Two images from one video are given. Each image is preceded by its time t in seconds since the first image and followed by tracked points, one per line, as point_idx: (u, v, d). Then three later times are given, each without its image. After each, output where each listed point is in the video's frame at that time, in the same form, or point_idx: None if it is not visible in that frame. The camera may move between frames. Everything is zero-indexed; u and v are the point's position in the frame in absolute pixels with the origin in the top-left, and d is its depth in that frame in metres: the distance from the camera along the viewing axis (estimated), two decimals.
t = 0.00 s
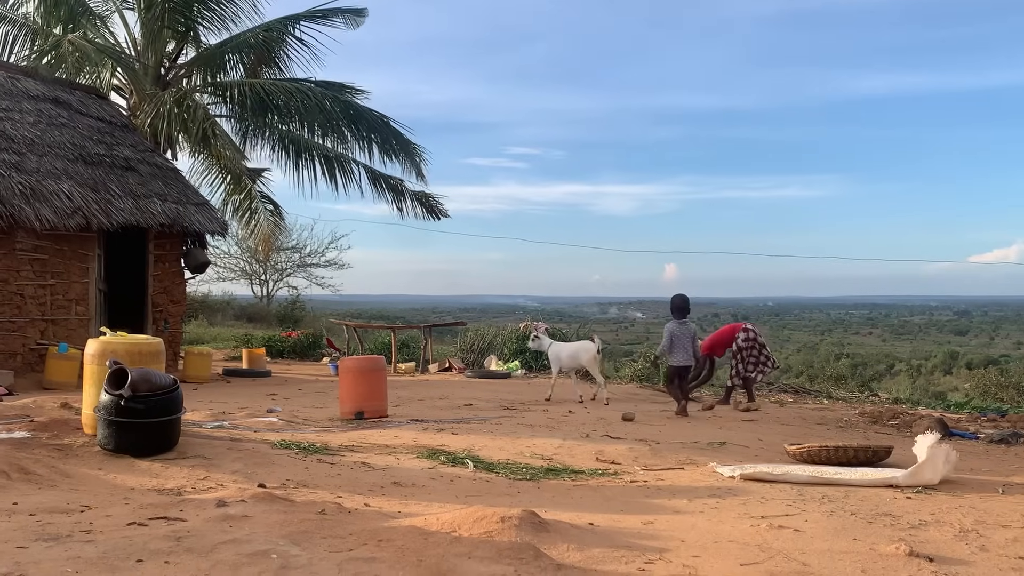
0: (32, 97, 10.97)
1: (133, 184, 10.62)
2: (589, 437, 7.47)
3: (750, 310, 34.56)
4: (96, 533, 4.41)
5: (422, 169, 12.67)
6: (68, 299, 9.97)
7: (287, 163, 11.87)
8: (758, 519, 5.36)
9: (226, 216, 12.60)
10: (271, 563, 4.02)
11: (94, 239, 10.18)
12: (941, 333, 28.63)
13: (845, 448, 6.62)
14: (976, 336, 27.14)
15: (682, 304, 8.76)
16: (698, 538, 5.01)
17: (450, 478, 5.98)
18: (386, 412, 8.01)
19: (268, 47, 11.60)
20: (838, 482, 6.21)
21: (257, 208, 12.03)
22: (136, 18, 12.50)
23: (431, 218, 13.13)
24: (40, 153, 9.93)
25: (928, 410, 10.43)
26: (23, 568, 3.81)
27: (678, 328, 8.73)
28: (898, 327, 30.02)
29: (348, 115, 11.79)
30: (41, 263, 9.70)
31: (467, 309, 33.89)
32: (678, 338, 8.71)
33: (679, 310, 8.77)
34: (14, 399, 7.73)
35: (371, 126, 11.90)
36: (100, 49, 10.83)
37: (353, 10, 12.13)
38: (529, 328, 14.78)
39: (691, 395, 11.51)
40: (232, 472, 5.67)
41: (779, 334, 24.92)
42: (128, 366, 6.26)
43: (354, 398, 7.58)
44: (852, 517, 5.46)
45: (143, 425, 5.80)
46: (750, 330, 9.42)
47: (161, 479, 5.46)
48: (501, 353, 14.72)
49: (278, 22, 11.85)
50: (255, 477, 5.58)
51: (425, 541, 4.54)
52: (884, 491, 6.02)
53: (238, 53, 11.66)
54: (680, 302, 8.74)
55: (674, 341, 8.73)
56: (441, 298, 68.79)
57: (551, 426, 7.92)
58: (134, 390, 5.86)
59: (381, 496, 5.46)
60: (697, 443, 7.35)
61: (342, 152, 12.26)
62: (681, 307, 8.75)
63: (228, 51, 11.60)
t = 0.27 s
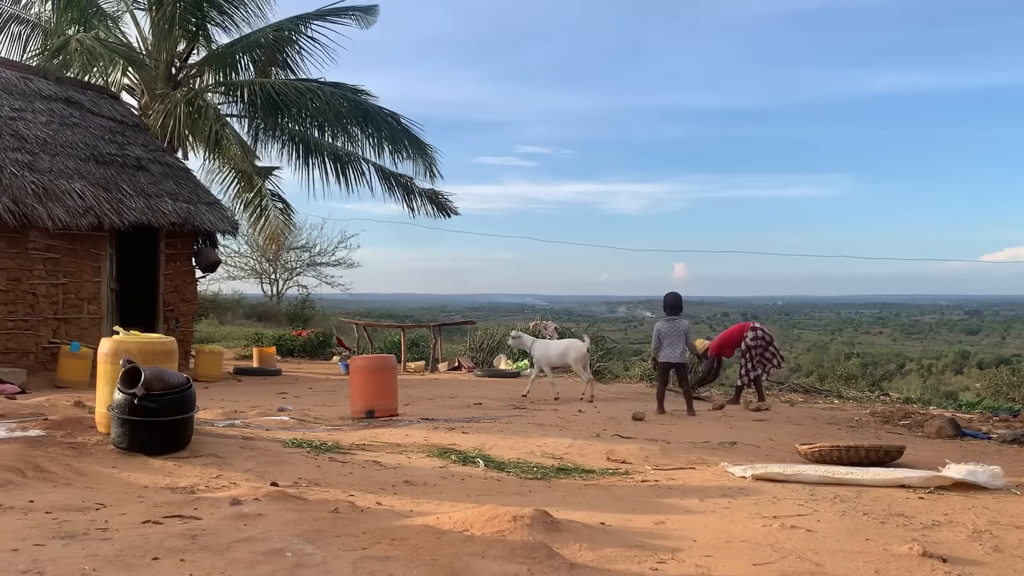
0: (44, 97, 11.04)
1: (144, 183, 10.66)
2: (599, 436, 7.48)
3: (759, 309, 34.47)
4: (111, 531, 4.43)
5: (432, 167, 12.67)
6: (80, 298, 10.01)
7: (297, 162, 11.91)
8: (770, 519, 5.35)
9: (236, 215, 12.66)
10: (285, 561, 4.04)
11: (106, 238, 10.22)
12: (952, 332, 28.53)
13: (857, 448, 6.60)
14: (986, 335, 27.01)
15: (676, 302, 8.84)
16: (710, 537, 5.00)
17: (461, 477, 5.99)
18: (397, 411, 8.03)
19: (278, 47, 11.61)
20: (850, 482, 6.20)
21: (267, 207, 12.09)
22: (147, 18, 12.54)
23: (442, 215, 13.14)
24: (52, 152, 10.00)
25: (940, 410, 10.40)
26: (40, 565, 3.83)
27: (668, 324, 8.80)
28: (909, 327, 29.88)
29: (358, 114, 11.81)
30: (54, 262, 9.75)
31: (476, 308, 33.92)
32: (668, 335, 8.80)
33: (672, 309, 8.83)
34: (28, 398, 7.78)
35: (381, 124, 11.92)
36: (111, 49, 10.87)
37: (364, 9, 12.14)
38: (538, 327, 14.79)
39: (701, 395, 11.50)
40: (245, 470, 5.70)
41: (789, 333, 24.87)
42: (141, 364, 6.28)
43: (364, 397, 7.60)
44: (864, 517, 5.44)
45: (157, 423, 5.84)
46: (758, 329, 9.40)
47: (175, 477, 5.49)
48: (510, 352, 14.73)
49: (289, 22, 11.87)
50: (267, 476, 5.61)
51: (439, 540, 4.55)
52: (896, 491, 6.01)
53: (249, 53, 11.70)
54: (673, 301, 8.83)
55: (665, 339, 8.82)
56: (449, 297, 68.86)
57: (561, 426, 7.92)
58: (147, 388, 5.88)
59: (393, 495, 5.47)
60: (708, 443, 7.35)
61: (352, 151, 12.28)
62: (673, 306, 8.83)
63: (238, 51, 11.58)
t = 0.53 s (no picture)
0: (60, 97, 11.13)
1: (159, 182, 10.71)
2: (614, 435, 7.47)
3: (772, 307, 34.36)
4: (131, 527, 4.47)
5: (444, 167, 12.68)
6: (96, 296, 10.07)
7: (310, 161, 11.95)
8: (786, 517, 5.34)
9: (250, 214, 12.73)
10: (303, 558, 4.05)
11: (121, 237, 10.28)
12: (966, 330, 28.37)
13: (873, 446, 6.57)
14: (1001, 334, 26.82)
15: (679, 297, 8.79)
16: (726, 536, 4.99)
17: (476, 474, 6.00)
18: (411, 409, 8.05)
19: (291, 46, 11.69)
20: (866, 480, 6.17)
21: (281, 205, 12.15)
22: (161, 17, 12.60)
23: (453, 215, 13.15)
24: (68, 152, 10.07)
25: (955, 408, 10.34)
26: (62, 561, 3.86)
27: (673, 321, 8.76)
28: (923, 325, 29.71)
29: (371, 113, 11.83)
30: (70, 261, 9.81)
31: (488, 307, 33.97)
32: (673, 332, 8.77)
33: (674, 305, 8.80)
34: (45, 395, 7.84)
35: (394, 124, 11.94)
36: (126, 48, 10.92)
37: (378, 7, 12.16)
38: (550, 325, 14.78)
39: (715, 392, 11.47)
40: (261, 467, 5.72)
41: (803, 331, 24.81)
42: (158, 362, 6.32)
43: (379, 395, 7.62)
44: (881, 516, 5.42)
45: (174, 421, 5.87)
46: (773, 328, 9.37)
47: (192, 474, 5.52)
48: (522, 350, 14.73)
49: (302, 21, 11.89)
50: (283, 473, 5.63)
51: (455, 537, 4.55)
52: (913, 490, 5.97)
53: (262, 52, 11.74)
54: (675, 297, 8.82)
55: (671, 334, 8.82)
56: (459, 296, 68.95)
57: (575, 423, 7.92)
58: (164, 386, 5.91)
59: (409, 492, 5.48)
60: (723, 441, 7.33)
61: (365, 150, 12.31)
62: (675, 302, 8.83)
63: (251, 51, 11.69)
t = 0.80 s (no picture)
0: (75, 96, 11.21)
1: (173, 181, 10.77)
2: (628, 432, 7.45)
3: (785, 304, 34.21)
4: (149, 523, 4.49)
5: (456, 165, 12.68)
6: (111, 294, 10.13)
7: (322, 159, 11.99)
8: (803, 514, 5.31)
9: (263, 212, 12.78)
10: (320, 554, 4.06)
11: (136, 236, 10.34)
12: (982, 327, 28.13)
13: (890, 443, 6.53)
14: (1016, 331, 26.59)
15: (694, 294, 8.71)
16: (743, 533, 4.97)
17: (491, 471, 6.00)
18: (425, 406, 8.05)
19: (303, 44, 11.74)
20: (882, 477, 6.13)
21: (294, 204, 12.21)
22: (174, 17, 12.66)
23: (465, 214, 13.16)
24: (83, 151, 10.15)
25: (972, 405, 10.26)
26: (81, 556, 3.89)
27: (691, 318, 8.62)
28: (938, 322, 29.51)
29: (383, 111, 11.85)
30: (86, 259, 9.88)
31: (500, 304, 33.98)
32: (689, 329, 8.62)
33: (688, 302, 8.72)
34: (62, 393, 7.90)
35: (406, 122, 11.95)
36: (139, 47, 10.98)
37: (390, 4, 12.17)
38: (563, 323, 14.75)
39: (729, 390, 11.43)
40: (277, 464, 5.74)
41: (817, 328, 24.70)
42: (174, 359, 6.35)
43: (392, 392, 7.63)
44: (898, 513, 5.38)
45: (190, 418, 5.90)
46: (789, 325, 9.29)
47: (208, 471, 5.54)
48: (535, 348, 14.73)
49: (314, 19, 11.92)
50: (299, 470, 5.64)
51: (471, 533, 4.55)
52: (930, 487, 5.93)
53: (275, 51, 11.78)
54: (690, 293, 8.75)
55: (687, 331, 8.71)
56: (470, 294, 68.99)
57: (589, 421, 7.90)
58: (180, 383, 5.94)
59: (424, 489, 5.49)
60: (737, 438, 7.30)
61: (377, 148, 12.33)
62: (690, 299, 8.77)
63: (264, 49, 11.74)
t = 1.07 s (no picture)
0: (88, 95, 11.28)
1: (186, 179, 10.82)
2: (641, 428, 7.45)
3: (797, 300, 34.09)
4: (165, 518, 4.52)
5: (467, 161, 12.68)
6: (125, 292, 10.19)
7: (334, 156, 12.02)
8: (818, 511, 5.28)
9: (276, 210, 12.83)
10: (336, 550, 4.08)
11: (149, 234, 10.39)
12: (997, 322, 27.93)
13: (905, 439, 6.49)
14: None
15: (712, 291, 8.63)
16: (757, 529, 4.96)
17: (504, 468, 6.00)
18: (437, 402, 8.06)
19: (315, 41, 11.78)
20: (898, 473, 6.10)
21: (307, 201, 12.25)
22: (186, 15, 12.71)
23: (477, 210, 13.16)
24: (97, 149, 10.22)
25: (987, 401, 10.19)
26: (99, 551, 3.91)
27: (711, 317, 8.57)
28: (952, 317, 29.35)
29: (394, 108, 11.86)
30: (100, 257, 9.94)
31: (512, 301, 34.00)
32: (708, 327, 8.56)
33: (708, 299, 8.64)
34: (77, 389, 7.95)
35: (418, 118, 11.95)
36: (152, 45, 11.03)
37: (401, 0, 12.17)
38: (575, 319, 14.74)
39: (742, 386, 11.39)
40: (291, 460, 5.76)
41: (829, 324, 24.61)
42: (188, 356, 6.39)
43: (405, 388, 7.64)
44: (914, 509, 5.35)
45: (205, 414, 5.92)
46: (803, 321, 9.24)
47: (223, 467, 5.57)
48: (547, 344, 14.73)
49: (325, 16, 11.94)
50: (313, 466, 5.66)
51: (486, 529, 4.56)
52: (946, 484, 5.90)
53: (287, 48, 11.81)
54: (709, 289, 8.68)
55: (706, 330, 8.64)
56: (480, 290, 69.03)
57: (602, 417, 7.89)
58: (194, 379, 5.97)
59: (437, 485, 5.49)
60: (751, 434, 7.27)
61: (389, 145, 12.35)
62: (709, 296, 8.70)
63: (276, 46, 11.78)
